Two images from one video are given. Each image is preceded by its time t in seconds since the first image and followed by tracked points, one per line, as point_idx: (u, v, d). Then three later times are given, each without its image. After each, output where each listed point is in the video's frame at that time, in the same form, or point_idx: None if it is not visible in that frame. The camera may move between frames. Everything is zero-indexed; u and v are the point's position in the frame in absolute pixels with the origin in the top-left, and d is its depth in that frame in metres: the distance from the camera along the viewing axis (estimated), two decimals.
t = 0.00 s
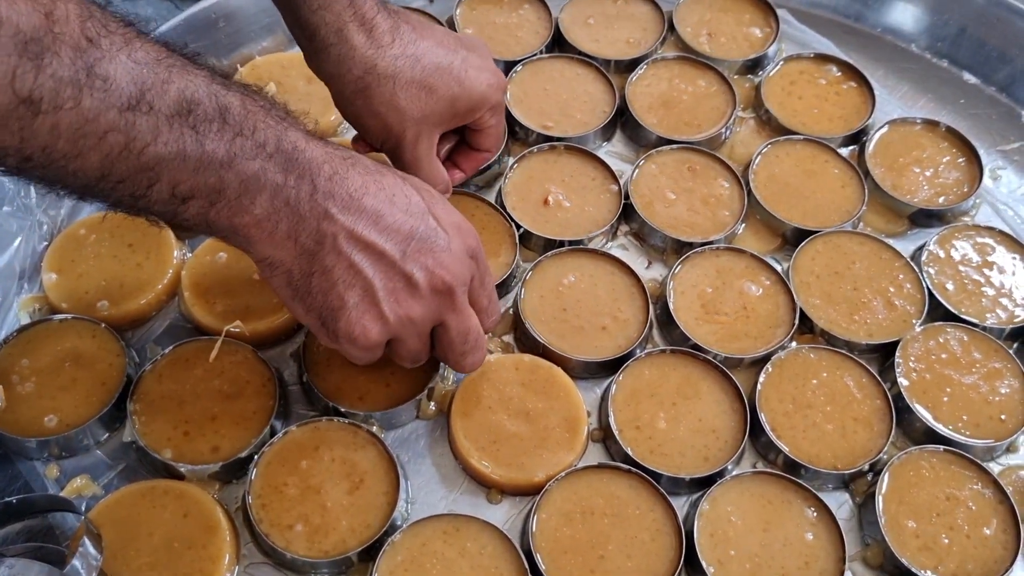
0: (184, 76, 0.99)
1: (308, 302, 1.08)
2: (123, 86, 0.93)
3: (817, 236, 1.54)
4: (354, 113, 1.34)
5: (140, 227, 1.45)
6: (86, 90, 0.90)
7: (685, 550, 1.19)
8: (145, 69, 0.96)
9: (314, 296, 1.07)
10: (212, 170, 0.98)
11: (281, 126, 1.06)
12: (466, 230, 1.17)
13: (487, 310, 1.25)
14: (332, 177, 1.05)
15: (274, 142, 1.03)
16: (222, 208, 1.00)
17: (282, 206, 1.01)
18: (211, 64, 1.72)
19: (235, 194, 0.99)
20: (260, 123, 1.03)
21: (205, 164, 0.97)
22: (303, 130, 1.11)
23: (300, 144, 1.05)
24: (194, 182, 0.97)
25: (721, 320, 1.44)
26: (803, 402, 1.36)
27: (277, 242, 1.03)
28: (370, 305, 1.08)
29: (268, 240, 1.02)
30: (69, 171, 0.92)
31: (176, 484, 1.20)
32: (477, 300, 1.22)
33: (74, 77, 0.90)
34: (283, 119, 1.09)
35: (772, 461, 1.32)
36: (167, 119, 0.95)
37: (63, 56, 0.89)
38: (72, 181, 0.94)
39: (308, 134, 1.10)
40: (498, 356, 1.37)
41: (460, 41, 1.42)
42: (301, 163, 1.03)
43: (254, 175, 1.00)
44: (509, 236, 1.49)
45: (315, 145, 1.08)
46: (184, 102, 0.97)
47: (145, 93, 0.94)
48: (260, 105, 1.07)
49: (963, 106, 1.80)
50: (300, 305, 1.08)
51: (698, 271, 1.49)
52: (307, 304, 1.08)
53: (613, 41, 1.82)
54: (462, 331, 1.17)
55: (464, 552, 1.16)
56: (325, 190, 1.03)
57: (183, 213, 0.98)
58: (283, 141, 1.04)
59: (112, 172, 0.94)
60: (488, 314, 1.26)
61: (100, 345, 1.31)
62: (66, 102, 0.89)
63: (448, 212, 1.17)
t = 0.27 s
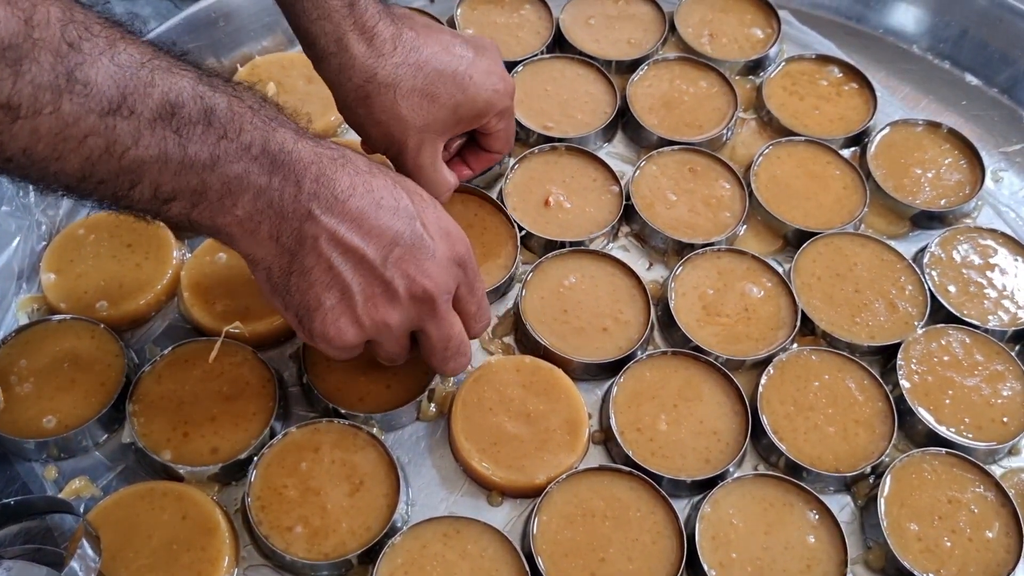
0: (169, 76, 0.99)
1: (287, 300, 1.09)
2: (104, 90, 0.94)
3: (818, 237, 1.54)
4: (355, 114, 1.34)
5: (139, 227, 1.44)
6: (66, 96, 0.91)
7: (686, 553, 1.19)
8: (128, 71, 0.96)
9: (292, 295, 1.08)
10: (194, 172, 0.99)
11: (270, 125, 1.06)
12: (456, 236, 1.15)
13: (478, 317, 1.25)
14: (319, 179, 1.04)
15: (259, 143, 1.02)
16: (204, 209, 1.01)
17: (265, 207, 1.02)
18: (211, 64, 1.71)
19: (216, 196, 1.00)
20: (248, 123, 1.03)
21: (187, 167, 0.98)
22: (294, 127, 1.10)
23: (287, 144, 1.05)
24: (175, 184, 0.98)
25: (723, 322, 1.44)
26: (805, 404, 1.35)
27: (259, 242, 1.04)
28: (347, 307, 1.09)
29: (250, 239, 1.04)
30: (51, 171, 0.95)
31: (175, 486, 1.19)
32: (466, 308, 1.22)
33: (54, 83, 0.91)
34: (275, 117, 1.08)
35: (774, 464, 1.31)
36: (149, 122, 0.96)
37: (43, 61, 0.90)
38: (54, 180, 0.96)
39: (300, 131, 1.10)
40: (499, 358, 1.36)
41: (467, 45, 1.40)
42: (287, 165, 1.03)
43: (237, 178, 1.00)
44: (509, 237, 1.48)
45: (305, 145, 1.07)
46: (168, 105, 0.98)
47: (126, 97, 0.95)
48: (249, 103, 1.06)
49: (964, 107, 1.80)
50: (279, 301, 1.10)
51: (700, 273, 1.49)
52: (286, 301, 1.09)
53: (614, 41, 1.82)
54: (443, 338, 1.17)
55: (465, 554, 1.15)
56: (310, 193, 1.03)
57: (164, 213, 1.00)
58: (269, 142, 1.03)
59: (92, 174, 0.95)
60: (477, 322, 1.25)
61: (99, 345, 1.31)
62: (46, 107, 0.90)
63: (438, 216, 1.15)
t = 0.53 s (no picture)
0: (179, 55, 0.99)
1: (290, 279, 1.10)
2: (114, 70, 0.94)
3: (822, 238, 1.54)
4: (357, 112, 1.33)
5: (139, 225, 1.43)
6: (74, 76, 0.92)
7: (689, 554, 1.18)
8: (139, 50, 0.96)
9: (293, 273, 1.09)
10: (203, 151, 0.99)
11: (282, 103, 1.05)
12: (463, 227, 1.13)
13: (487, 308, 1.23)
14: (328, 160, 1.03)
15: (269, 122, 1.02)
16: (212, 189, 1.02)
17: (273, 185, 1.02)
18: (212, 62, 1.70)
19: (224, 177, 1.01)
20: (258, 101, 1.03)
21: (195, 148, 0.99)
22: (308, 104, 1.09)
23: (299, 122, 1.04)
24: (183, 164, 0.99)
25: (726, 323, 1.43)
26: (808, 405, 1.35)
27: (266, 222, 1.05)
28: (347, 291, 1.09)
29: (257, 218, 1.05)
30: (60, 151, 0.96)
31: (175, 485, 1.18)
32: (476, 301, 1.21)
33: (63, 64, 0.91)
34: (288, 94, 1.08)
35: (777, 464, 1.31)
36: (158, 103, 0.96)
37: (52, 42, 0.90)
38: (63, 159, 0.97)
39: (313, 109, 1.09)
40: (501, 358, 1.35)
41: (475, 37, 1.39)
42: (296, 145, 1.03)
43: (245, 158, 1.01)
44: (511, 237, 1.48)
45: (317, 123, 1.06)
46: (177, 85, 0.98)
47: (136, 77, 0.95)
48: (261, 81, 1.06)
49: (967, 108, 1.79)
50: (283, 280, 1.11)
51: (703, 273, 1.48)
52: (288, 278, 1.10)
53: (617, 41, 1.81)
54: (435, 329, 1.17)
55: (467, 555, 1.15)
56: (319, 172, 1.03)
57: (173, 191, 1.01)
58: (280, 121, 1.03)
59: (100, 154, 0.96)
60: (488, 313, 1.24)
61: (99, 344, 1.30)
62: (56, 88, 0.91)
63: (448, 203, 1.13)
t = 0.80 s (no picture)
0: (169, 60, 1.02)
1: (289, 280, 1.11)
2: (105, 73, 0.97)
3: (824, 237, 1.53)
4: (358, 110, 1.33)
5: (139, 223, 1.43)
6: (67, 79, 0.95)
7: (692, 554, 1.18)
8: (129, 55, 0.99)
9: (292, 272, 1.09)
10: (193, 153, 1.01)
11: (270, 105, 1.08)
12: (456, 213, 1.14)
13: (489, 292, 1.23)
14: (317, 158, 1.06)
15: (258, 123, 1.04)
16: (204, 190, 1.03)
17: (263, 186, 1.04)
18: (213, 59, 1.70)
19: (215, 177, 1.02)
20: (247, 104, 1.05)
21: (186, 149, 1.01)
22: (295, 108, 1.12)
23: (287, 123, 1.06)
24: (175, 165, 1.01)
25: (728, 322, 1.43)
26: (811, 405, 1.34)
27: (259, 222, 1.06)
28: (344, 285, 1.09)
29: (250, 219, 1.06)
30: (55, 155, 0.98)
31: (176, 485, 1.18)
32: (471, 281, 1.19)
33: (55, 66, 0.94)
34: (278, 100, 1.11)
35: (780, 465, 1.30)
36: (149, 105, 0.99)
37: (44, 45, 0.94)
38: (57, 164, 1.00)
39: (301, 112, 1.11)
40: (503, 357, 1.35)
41: (467, 21, 1.38)
42: (285, 144, 1.05)
43: (235, 158, 1.03)
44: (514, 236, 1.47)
45: (304, 124, 1.08)
46: (168, 87, 1.00)
47: (126, 79, 0.98)
48: (250, 85, 1.09)
49: (970, 107, 1.79)
50: (282, 282, 1.12)
51: (705, 272, 1.48)
52: (287, 279, 1.11)
53: (619, 40, 1.81)
54: (440, 313, 1.16)
55: (469, 555, 1.14)
56: (307, 169, 1.05)
57: (165, 194, 1.03)
58: (268, 122, 1.05)
59: (94, 157, 0.99)
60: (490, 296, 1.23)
61: (99, 343, 1.29)
62: (49, 92, 0.94)
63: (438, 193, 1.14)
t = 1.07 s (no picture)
0: (146, 64, 1.07)
1: (286, 274, 1.10)
2: (86, 74, 1.01)
3: (825, 243, 1.53)
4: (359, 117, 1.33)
5: (139, 229, 1.42)
6: (48, 79, 0.99)
7: (691, 562, 1.18)
8: (107, 58, 1.04)
9: (289, 266, 1.09)
10: (174, 151, 1.04)
11: (245, 105, 1.11)
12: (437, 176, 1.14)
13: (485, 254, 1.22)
14: (294, 147, 1.07)
15: (233, 121, 1.07)
16: (187, 190, 1.05)
17: (244, 180, 1.05)
18: (213, 65, 1.70)
19: (196, 175, 1.04)
20: (222, 104, 1.08)
21: (166, 146, 1.03)
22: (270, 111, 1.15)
23: (262, 121, 1.09)
24: (156, 163, 1.03)
25: (728, 329, 1.43)
26: (811, 412, 1.34)
27: (244, 219, 1.06)
28: (341, 266, 1.09)
29: (236, 218, 1.06)
30: (39, 159, 1.02)
31: (175, 492, 1.18)
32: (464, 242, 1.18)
33: (37, 67, 0.99)
34: (254, 104, 1.14)
35: (780, 472, 1.30)
36: (128, 104, 1.03)
37: (25, 47, 0.98)
38: (42, 168, 1.03)
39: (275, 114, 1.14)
40: (503, 363, 1.35)
41: (477, 34, 1.38)
42: (261, 138, 1.07)
43: (214, 154, 1.05)
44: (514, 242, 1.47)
45: (278, 120, 1.11)
46: (146, 87, 1.05)
47: (106, 80, 1.02)
48: (225, 89, 1.12)
49: (970, 113, 1.79)
50: (281, 279, 1.11)
51: (705, 278, 1.48)
52: (285, 275, 1.10)
53: (619, 45, 1.81)
54: (443, 274, 1.15)
55: (469, 563, 1.14)
56: (284, 158, 1.06)
57: (149, 196, 1.05)
58: (243, 120, 1.08)
59: (77, 158, 1.02)
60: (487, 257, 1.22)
61: (99, 349, 1.29)
62: (32, 92, 0.98)
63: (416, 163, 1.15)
